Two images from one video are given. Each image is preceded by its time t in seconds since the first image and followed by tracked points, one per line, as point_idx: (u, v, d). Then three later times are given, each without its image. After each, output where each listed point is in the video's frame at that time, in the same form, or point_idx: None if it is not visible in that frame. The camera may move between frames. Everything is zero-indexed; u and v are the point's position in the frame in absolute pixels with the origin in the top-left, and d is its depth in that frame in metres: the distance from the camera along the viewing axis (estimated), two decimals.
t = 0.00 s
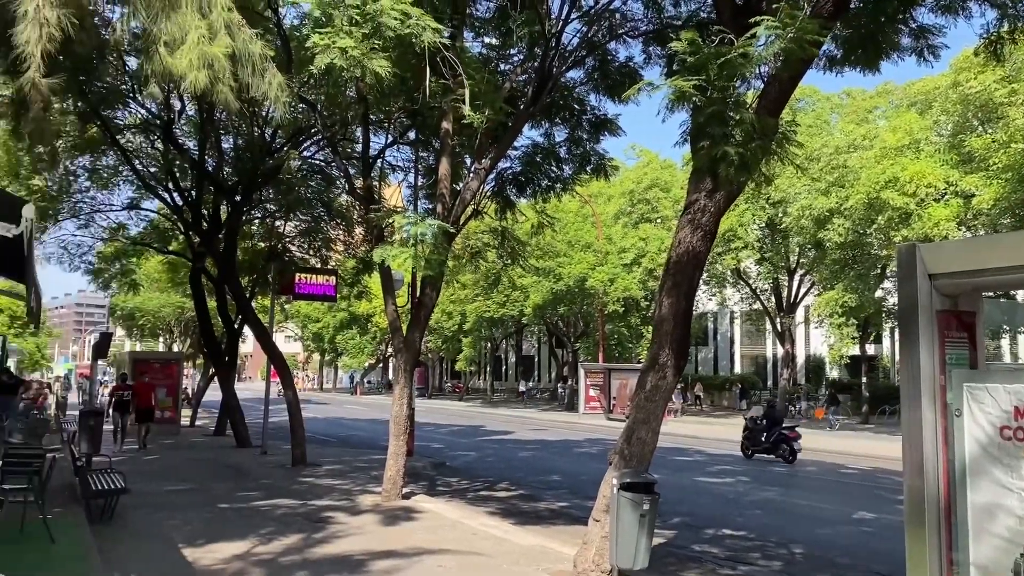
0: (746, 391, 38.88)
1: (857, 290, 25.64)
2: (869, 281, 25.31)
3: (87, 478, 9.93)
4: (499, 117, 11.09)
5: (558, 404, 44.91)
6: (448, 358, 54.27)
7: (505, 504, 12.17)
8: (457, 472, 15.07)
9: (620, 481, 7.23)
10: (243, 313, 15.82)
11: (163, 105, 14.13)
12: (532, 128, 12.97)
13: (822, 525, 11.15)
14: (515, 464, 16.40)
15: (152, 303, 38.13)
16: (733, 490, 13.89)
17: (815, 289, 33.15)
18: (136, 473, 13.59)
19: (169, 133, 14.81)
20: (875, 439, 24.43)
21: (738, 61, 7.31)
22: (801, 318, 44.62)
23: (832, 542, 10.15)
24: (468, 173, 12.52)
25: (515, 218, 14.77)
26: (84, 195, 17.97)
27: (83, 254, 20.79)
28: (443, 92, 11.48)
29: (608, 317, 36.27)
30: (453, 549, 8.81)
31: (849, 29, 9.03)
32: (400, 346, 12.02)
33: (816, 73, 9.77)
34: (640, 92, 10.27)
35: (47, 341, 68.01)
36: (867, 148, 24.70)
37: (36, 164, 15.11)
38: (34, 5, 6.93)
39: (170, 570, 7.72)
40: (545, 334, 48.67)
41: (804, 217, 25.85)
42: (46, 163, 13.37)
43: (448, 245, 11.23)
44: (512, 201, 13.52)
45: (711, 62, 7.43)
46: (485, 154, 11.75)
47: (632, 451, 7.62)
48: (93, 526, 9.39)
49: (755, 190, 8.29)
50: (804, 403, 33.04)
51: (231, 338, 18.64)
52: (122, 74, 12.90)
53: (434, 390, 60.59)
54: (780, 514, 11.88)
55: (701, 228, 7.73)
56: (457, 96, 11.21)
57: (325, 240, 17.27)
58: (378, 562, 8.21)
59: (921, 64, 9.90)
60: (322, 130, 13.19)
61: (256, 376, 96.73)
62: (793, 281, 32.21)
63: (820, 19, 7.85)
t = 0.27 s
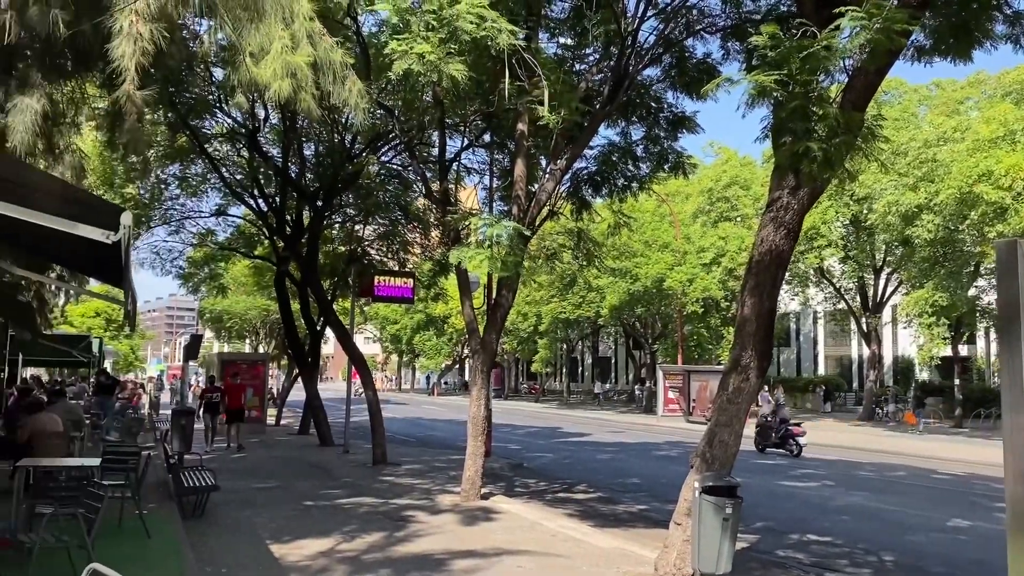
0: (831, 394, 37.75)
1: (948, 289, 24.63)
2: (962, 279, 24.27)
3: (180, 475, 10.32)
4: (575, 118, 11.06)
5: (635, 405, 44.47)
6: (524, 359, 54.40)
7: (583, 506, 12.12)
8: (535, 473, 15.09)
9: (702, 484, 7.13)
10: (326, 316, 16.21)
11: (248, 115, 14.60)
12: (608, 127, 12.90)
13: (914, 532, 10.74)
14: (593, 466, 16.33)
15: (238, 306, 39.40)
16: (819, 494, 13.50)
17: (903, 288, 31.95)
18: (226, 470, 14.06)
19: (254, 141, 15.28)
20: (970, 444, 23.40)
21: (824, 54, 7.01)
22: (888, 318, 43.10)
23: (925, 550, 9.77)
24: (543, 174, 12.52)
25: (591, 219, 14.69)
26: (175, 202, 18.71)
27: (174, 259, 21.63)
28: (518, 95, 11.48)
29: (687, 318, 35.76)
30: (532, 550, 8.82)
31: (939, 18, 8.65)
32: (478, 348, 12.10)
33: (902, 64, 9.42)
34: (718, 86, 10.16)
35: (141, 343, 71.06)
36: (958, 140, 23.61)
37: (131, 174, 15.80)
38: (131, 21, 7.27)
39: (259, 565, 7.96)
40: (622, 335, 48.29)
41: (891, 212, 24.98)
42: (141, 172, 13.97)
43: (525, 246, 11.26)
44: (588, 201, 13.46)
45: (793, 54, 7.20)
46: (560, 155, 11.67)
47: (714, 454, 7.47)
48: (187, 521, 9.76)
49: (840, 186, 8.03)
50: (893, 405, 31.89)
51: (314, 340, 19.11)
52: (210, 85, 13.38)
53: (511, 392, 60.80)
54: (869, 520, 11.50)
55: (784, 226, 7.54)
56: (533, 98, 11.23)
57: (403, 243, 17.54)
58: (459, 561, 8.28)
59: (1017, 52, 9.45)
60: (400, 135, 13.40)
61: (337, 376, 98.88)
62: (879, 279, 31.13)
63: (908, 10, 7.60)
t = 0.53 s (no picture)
0: (885, 395, 36.91)
1: (1008, 288, 23.91)
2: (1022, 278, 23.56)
3: (234, 473, 10.51)
4: (622, 117, 11.00)
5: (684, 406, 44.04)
6: (571, 360, 54.29)
7: (632, 507, 12.04)
8: (583, 474, 15.04)
9: (753, 486, 7.03)
10: (375, 316, 16.37)
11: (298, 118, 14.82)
12: (656, 126, 12.81)
13: (974, 538, 10.44)
14: (642, 467, 16.22)
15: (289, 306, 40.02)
16: (874, 497, 13.21)
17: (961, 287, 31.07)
18: (278, 468, 14.30)
19: (304, 144, 15.51)
20: None
21: (876, 48, 6.90)
22: (945, 318, 41.98)
23: (987, 556, 9.49)
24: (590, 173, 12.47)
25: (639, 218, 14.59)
26: (228, 205, 19.07)
27: (227, 261, 22.05)
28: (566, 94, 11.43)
29: (737, 318, 35.29)
30: (581, 551, 8.79)
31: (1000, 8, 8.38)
32: (525, 348, 12.11)
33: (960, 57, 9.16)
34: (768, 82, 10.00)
35: (196, 344, 72.71)
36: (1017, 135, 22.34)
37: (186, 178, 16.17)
38: (186, 27, 7.43)
39: (311, 562, 8.07)
40: (670, 336, 47.85)
41: (947, 209, 24.38)
42: (195, 176, 14.28)
43: (573, 246, 11.22)
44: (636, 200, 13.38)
45: (847, 50, 7.09)
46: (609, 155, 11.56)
47: (766, 455, 7.35)
48: (241, 518, 9.94)
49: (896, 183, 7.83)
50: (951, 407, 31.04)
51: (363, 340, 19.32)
52: (262, 90, 13.61)
53: (558, 392, 60.72)
54: (926, 525, 11.21)
55: (838, 224, 7.38)
56: (581, 97, 11.19)
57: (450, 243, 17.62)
58: (508, 561, 8.29)
59: None
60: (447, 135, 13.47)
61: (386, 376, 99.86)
62: (935, 278, 30.33)
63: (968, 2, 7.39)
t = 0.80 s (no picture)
0: (912, 395, 36.48)
1: None
2: None
3: (260, 471, 10.59)
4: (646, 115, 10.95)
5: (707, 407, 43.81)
6: (594, 359, 54.21)
7: (656, 507, 11.98)
8: (606, 474, 15.01)
9: (779, 486, 6.97)
10: (398, 315, 16.42)
11: (322, 119, 14.92)
12: (679, 124, 12.75)
13: (1004, 540, 10.28)
14: (665, 467, 16.15)
15: (313, 306, 40.31)
16: (902, 499, 13.05)
17: (990, 286, 30.64)
18: (303, 467, 14.39)
19: (327, 144, 15.60)
20: None
21: (903, 46, 6.80)
22: (973, 317, 41.44)
23: (1018, 559, 9.34)
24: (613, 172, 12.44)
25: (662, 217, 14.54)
26: (252, 205, 19.23)
27: (251, 261, 22.23)
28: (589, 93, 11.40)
29: (761, 318, 35.06)
30: (606, 551, 8.77)
31: None
32: (549, 347, 12.10)
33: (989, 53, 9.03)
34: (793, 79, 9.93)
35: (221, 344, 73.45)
36: None
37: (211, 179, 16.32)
38: (212, 29, 7.51)
39: (336, 561, 8.11)
40: (694, 336, 47.61)
41: (976, 207, 24.09)
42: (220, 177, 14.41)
43: (596, 246, 11.19)
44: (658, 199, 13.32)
45: (875, 47, 7.01)
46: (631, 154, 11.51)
47: (792, 456, 7.29)
48: (267, 516, 10.02)
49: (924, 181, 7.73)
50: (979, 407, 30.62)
51: (386, 339, 19.39)
52: (286, 91, 13.71)
53: (580, 392, 60.65)
54: (955, 527, 11.07)
55: (865, 222, 7.29)
56: (604, 96, 11.18)
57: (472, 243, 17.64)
58: (532, 561, 8.28)
59: None
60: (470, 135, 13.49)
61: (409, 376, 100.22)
62: (963, 277, 29.95)
63: None
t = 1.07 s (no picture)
0: (928, 395, 36.23)
1: None
2: None
3: (276, 469, 10.63)
4: (662, 113, 10.92)
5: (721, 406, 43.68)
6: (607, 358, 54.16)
7: (672, 507, 11.95)
8: (621, 473, 14.98)
9: (797, 486, 6.93)
10: (412, 314, 16.45)
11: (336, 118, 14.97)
12: (694, 122, 12.71)
13: None
14: (680, 466, 16.10)
15: (327, 305, 40.45)
16: (919, 499, 12.95)
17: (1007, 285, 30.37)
18: (318, 465, 14.43)
19: (342, 144, 15.65)
20: None
21: (924, 42, 6.77)
22: (991, 317, 41.11)
23: None
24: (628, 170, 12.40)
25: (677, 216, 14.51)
26: (268, 205, 19.32)
27: (266, 260, 22.32)
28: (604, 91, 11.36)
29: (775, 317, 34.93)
30: (622, 550, 8.75)
31: None
32: (564, 346, 12.09)
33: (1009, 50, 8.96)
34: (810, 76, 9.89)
35: (236, 343, 73.86)
36: None
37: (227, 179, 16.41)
38: (231, 28, 7.55)
39: (353, 558, 8.13)
40: (708, 335, 47.48)
41: (993, 205, 23.91)
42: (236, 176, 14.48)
43: (611, 244, 11.17)
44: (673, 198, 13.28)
45: (894, 44, 6.95)
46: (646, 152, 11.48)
47: (810, 455, 7.24)
48: (283, 514, 10.06)
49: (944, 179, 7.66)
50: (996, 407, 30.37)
51: (400, 338, 19.43)
52: (302, 91, 13.77)
53: (594, 391, 60.60)
54: (974, 527, 10.97)
55: (884, 221, 7.22)
56: (619, 94, 11.16)
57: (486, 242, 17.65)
58: (548, 560, 8.28)
59: None
60: (485, 134, 13.50)
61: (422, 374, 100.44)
62: (980, 275, 29.72)
63: None
